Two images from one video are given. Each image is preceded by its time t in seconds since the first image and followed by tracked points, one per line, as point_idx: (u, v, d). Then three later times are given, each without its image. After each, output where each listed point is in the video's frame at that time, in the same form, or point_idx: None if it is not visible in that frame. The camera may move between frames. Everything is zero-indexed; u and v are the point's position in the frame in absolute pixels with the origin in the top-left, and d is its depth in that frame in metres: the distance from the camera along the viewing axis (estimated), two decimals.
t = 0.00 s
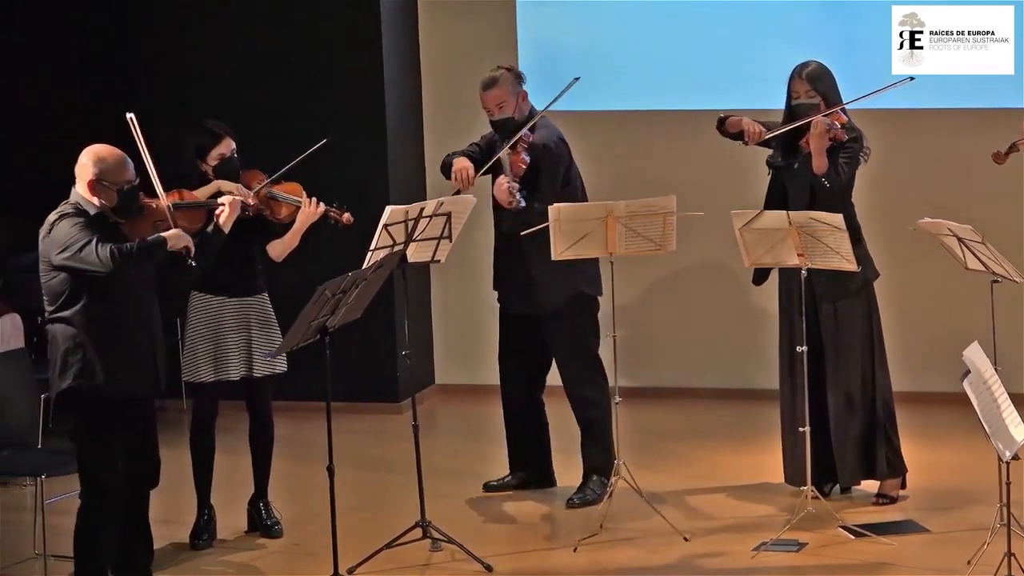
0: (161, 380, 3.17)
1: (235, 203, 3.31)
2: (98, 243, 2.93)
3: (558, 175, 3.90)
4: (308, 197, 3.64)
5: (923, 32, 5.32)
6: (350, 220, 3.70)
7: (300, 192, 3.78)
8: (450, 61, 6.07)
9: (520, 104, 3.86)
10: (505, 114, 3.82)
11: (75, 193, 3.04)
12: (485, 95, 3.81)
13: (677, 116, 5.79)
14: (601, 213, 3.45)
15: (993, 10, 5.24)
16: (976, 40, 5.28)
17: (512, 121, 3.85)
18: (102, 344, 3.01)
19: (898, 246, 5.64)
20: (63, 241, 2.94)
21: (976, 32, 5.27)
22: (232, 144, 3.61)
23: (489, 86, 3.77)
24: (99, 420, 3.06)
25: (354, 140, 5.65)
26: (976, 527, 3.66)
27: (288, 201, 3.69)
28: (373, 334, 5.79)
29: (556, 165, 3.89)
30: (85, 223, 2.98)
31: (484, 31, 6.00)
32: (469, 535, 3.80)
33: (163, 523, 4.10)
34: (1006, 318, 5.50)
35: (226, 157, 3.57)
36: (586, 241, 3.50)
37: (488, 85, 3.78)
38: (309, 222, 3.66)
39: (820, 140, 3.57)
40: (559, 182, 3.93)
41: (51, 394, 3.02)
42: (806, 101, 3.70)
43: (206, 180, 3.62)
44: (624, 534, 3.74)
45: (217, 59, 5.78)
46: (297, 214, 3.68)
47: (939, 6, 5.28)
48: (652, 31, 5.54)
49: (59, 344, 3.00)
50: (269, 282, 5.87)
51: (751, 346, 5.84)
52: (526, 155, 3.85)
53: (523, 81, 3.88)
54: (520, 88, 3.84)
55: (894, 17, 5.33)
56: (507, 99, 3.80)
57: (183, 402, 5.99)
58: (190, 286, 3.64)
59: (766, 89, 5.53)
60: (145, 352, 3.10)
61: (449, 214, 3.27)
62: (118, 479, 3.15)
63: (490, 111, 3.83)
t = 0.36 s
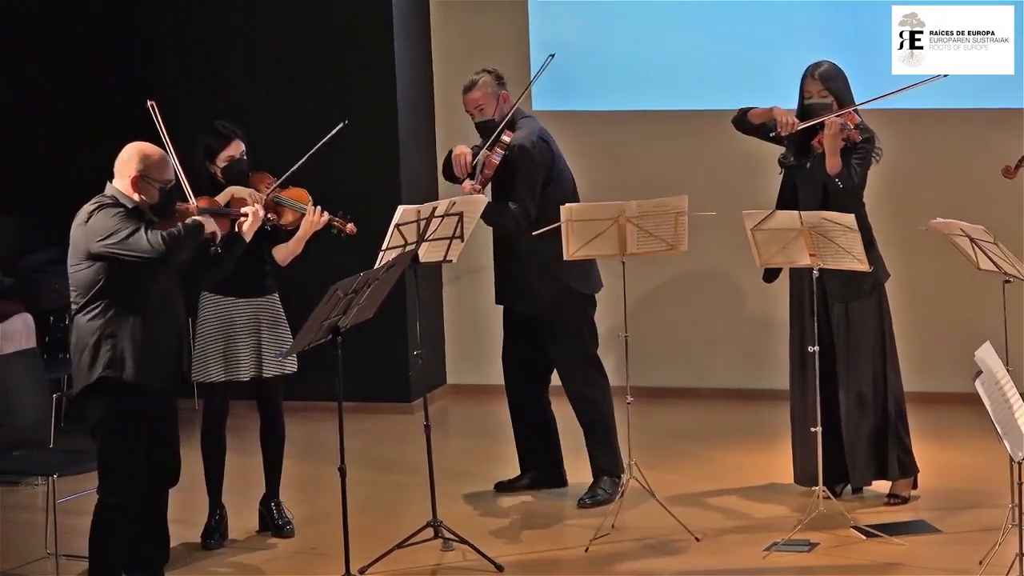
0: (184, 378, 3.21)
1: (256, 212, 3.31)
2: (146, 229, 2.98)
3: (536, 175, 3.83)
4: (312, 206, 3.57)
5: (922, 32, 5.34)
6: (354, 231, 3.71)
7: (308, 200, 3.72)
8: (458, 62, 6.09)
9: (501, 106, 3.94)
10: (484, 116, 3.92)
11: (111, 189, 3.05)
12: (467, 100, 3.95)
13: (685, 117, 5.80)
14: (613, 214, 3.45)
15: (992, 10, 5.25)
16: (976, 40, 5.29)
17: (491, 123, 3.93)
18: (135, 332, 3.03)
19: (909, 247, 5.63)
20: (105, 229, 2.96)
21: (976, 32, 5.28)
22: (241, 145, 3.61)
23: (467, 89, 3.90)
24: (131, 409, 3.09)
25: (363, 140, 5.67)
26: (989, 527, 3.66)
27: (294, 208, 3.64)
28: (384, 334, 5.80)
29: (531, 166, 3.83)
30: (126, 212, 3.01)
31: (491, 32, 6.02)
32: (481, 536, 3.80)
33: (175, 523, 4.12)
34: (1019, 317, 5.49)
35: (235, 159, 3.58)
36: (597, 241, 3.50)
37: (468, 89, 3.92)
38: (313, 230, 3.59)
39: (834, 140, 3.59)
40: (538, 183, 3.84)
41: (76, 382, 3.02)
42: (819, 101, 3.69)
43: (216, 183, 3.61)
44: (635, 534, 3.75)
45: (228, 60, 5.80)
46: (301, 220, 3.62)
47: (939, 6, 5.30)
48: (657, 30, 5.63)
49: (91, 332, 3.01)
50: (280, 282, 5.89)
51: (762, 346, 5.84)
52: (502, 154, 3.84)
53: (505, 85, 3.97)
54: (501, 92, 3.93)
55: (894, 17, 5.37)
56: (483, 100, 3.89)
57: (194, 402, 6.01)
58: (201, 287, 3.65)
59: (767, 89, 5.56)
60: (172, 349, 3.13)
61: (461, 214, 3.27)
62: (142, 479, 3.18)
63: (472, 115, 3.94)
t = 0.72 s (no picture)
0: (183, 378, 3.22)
1: (253, 202, 3.35)
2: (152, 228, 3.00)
3: (529, 166, 3.82)
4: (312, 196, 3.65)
5: (922, 32, 5.32)
6: (353, 219, 3.75)
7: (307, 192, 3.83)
8: (460, 62, 6.10)
9: (503, 98, 3.95)
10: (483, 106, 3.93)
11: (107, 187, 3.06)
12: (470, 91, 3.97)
13: (686, 117, 5.80)
14: (617, 214, 3.45)
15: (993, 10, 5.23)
16: (976, 40, 5.27)
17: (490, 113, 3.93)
18: (141, 330, 3.05)
19: (913, 247, 5.62)
20: (109, 229, 2.96)
21: (976, 32, 5.26)
22: (241, 139, 3.60)
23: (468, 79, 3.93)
24: (134, 408, 3.08)
25: (365, 140, 5.67)
26: (993, 527, 3.65)
27: (292, 199, 3.74)
28: (388, 334, 5.80)
29: (525, 159, 3.82)
30: (129, 211, 3.00)
31: (493, 31, 6.02)
32: (485, 536, 3.80)
33: (179, 523, 4.12)
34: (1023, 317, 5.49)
35: (235, 153, 3.56)
36: (601, 241, 3.51)
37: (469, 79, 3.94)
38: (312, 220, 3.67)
39: (837, 139, 3.57)
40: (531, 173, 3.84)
41: (78, 383, 3.04)
42: (824, 100, 3.69)
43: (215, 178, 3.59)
44: (639, 534, 3.75)
45: (230, 61, 5.80)
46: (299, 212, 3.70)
47: (939, 6, 5.28)
48: (657, 31, 5.63)
49: (94, 333, 3.02)
50: (283, 282, 5.89)
51: (765, 346, 5.83)
52: (496, 144, 3.88)
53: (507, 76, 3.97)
54: (503, 84, 3.94)
55: (894, 16, 5.35)
56: (481, 92, 3.91)
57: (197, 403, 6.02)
58: (202, 289, 3.67)
59: (767, 90, 5.55)
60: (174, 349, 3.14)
61: (465, 214, 3.27)
62: (143, 477, 3.18)
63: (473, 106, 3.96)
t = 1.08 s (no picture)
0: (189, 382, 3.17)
1: (255, 195, 3.35)
2: (124, 249, 2.96)
3: (535, 170, 3.82)
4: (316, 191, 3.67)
5: (923, 32, 5.30)
6: (356, 214, 3.80)
7: (310, 189, 3.88)
8: (462, 62, 6.11)
9: (510, 101, 3.95)
10: (490, 110, 3.93)
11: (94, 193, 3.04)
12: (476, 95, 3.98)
13: (688, 117, 5.80)
14: (622, 214, 3.44)
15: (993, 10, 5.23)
16: (976, 40, 5.27)
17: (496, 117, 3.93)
18: (128, 338, 3.04)
19: (918, 247, 5.62)
20: (88, 243, 2.96)
21: (976, 32, 5.26)
22: (245, 137, 3.60)
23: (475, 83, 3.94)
24: (128, 412, 3.09)
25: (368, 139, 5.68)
26: (998, 527, 3.65)
27: (294, 195, 3.75)
28: (392, 334, 5.81)
29: (530, 164, 3.82)
30: (108, 227, 2.99)
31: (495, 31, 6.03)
32: (489, 536, 3.80)
33: (183, 523, 4.13)
34: None
35: (240, 150, 3.56)
36: (606, 241, 3.50)
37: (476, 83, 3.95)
38: (316, 215, 3.68)
39: (845, 139, 3.63)
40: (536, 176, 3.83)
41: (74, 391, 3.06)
42: (830, 100, 3.68)
43: (219, 174, 3.59)
44: (643, 534, 3.75)
45: (234, 62, 5.81)
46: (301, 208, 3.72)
47: (939, 6, 5.27)
48: (656, 30, 5.63)
49: (86, 342, 3.03)
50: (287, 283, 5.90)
51: (769, 347, 5.83)
52: (501, 148, 3.88)
53: (514, 80, 3.96)
54: (510, 87, 3.94)
55: (893, 16, 5.33)
56: (488, 94, 3.91)
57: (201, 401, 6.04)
58: (205, 288, 3.65)
59: (768, 89, 5.56)
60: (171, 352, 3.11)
61: (469, 213, 3.28)
62: (144, 479, 3.19)
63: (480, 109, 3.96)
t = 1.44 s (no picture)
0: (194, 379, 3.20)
1: (267, 212, 3.44)
2: (130, 269, 2.93)
3: (568, 183, 3.90)
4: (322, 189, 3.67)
5: (923, 32, 5.31)
6: (363, 212, 3.79)
7: (315, 188, 3.92)
8: (464, 62, 6.11)
9: (530, 112, 3.88)
10: (515, 124, 3.86)
11: (112, 193, 3.00)
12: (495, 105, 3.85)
13: (691, 116, 5.80)
14: (626, 213, 3.45)
15: (993, 10, 5.22)
16: (976, 40, 5.26)
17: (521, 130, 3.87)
18: (134, 342, 3.04)
19: (922, 247, 5.61)
20: (99, 250, 2.94)
21: (976, 32, 5.25)
22: (252, 137, 3.57)
23: (498, 95, 3.82)
24: (133, 412, 3.08)
25: (371, 139, 5.68)
26: (1002, 527, 3.64)
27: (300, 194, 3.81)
28: (397, 334, 5.81)
29: (562, 182, 3.89)
30: (122, 233, 2.97)
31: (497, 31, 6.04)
32: (493, 536, 3.80)
33: (187, 523, 4.13)
34: None
35: (247, 148, 3.53)
36: (610, 241, 3.49)
37: (498, 94, 3.83)
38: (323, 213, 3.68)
39: (854, 142, 3.60)
40: (568, 188, 3.91)
41: (81, 387, 3.06)
42: (836, 101, 3.68)
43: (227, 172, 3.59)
44: (647, 534, 3.75)
45: (238, 61, 5.82)
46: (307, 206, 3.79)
47: (939, 6, 5.27)
48: (655, 30, 5.61)
49: (94, 342, 3.02)
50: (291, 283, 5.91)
51: (774, 347, 5.82)
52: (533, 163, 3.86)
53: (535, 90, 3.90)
54: (529, 97, 3.87)
55: (894, 16, 5.33)
56: (513, 110, 3.83)
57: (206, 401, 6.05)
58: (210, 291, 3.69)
59: (770, 86, 5.57)
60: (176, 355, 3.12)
61: (474, 213, 3.28)
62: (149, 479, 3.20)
63: (502, 121, 3.87)
